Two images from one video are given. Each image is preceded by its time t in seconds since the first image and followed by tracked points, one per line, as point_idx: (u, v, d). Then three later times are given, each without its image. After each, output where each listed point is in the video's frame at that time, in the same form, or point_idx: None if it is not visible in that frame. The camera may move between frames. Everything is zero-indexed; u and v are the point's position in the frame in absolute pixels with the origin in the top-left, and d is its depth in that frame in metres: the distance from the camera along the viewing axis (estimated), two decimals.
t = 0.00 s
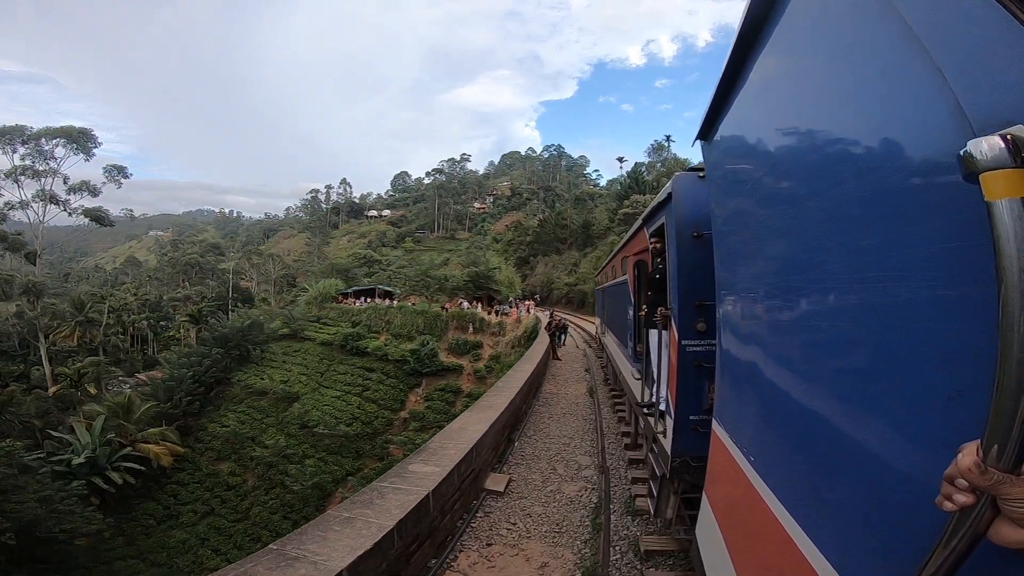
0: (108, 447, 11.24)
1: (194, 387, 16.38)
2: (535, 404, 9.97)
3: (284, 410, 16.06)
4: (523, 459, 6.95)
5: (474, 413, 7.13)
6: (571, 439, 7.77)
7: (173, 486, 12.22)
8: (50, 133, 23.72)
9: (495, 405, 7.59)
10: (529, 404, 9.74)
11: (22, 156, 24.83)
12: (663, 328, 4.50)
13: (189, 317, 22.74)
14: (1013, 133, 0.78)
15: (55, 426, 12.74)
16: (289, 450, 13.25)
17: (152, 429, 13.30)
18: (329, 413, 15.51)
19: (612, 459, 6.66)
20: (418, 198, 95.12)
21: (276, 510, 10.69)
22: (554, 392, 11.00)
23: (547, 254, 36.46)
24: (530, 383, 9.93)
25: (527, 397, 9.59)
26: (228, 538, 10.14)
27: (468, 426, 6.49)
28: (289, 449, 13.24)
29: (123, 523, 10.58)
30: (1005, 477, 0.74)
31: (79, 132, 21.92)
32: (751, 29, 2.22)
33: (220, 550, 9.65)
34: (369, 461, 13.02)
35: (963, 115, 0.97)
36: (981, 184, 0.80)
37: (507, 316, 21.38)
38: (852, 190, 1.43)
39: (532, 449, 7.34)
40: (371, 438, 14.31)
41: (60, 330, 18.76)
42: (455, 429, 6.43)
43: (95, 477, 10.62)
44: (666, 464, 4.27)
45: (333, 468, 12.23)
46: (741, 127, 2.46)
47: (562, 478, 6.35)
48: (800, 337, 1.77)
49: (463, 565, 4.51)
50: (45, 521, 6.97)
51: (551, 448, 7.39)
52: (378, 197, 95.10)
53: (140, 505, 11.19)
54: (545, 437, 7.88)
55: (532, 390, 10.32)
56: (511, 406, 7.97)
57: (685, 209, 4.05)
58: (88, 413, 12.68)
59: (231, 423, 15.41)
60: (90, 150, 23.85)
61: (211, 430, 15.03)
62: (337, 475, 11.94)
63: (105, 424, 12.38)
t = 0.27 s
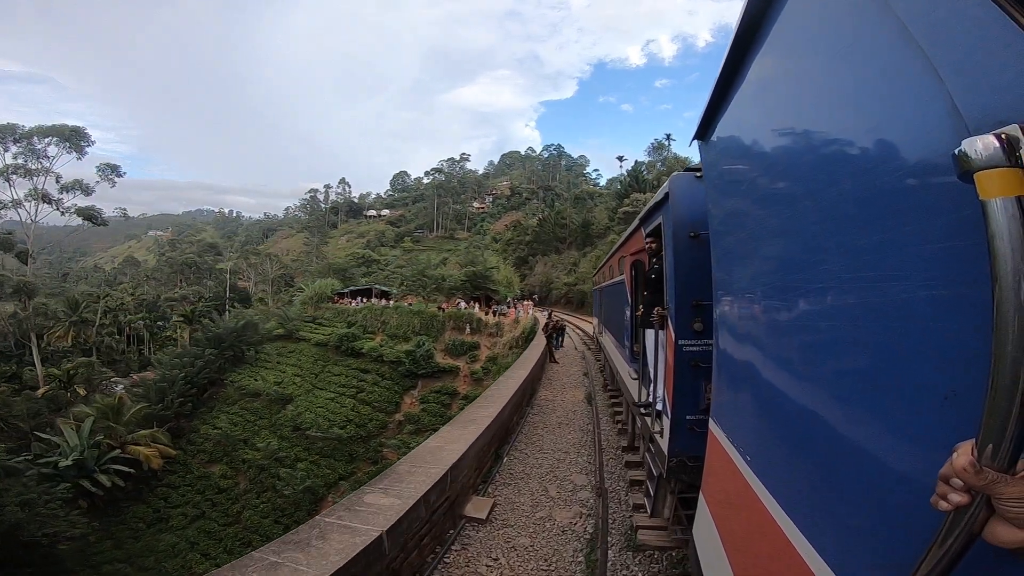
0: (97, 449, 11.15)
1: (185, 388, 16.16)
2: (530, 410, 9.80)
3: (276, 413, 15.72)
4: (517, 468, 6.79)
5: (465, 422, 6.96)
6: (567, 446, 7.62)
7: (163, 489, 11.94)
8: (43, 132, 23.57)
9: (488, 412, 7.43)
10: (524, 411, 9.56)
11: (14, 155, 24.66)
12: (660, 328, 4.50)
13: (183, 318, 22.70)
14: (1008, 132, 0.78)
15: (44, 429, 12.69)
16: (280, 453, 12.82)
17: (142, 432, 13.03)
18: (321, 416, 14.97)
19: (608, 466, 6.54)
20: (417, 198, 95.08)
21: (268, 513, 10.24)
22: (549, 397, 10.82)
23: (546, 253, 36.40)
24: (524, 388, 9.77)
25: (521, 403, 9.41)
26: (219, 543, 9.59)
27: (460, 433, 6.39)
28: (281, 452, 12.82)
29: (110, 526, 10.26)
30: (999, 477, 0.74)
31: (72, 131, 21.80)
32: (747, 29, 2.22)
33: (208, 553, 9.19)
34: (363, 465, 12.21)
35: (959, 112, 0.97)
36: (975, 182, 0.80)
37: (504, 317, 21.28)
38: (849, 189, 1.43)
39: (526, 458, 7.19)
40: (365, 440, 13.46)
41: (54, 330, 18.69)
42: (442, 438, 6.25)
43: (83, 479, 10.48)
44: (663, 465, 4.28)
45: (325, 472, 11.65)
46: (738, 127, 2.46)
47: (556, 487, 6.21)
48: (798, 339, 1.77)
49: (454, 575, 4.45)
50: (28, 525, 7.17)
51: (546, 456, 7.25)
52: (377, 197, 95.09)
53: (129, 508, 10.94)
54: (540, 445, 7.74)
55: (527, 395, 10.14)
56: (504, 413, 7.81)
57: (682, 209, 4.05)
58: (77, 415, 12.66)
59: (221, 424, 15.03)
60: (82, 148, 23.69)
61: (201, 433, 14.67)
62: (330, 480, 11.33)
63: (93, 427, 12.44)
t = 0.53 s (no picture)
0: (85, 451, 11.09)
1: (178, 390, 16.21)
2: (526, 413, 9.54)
3: (269, 414, 15.65)
4: (513, 474, 6.55)
5: (456, 428, 6.72)
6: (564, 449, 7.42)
7: (155, 491, 11.99)
8: (35, 131, 23.39)
9: (481, 417, 7.18)
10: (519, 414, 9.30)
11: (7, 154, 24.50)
12: (656, 328, 4.50)
13: (176, 318, 22.70)
14: (1005, 134, 0.78)
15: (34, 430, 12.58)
16: (273, 455, 12.78)
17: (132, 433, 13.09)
18: (314, 420, 14.83)
19: (605, 468, 6.35)
20: (416, 197, 95.08)
21: (260, 518, 10.18)
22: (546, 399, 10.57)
23: (545, 253, 36.37)
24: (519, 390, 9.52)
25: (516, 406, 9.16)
26: (209, 547, 9.64)
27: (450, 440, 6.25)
28: (273, 454, 12.78)
29: (99, 529, 10.36)
30: (992, 480, 0.74)
31: (64, 129, 21.66)
32: (745, 29, 2.22)
33: (199, 559, 9.17)
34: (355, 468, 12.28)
35: (955, 114, 0.97)
36: (971, 184, 0.80)
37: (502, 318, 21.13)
38: (846, 189, 1.43)
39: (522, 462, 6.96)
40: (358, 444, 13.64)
41: (49, 331, 18.60)
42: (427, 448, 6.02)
43: (71, 482, 10.45)
44: (659, 465, 4.28)
45: (317, 476, 11.71)
46: (735, 127, 2.46)
47: (554, 492, 5.98)
48: (796, 339, 1.75)
49: None
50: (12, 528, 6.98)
51: (542, 461, 7.01)
52: (376, 197, 95.11)
53: (119, 512, 11.01)
54: (536, 449, 7.51)
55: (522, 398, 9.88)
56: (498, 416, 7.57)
57: (679, 210, 4.05)
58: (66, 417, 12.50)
59: (214, 426, 15.01)
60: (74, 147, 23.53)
61: (194, 434, 14.71)
62: (322, 483, 11.37)
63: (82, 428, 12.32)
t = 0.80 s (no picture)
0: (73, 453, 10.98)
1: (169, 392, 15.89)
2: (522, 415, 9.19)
3: (262, 415, 15.42)
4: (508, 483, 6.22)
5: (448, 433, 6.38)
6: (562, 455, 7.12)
7: (145, 495, 11.92)
8: (28, 129, 23.22)
9: (474, 421, 6.85)
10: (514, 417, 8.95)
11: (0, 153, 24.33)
12: (654, 328, 4.50)
13: (168, 318, 22.30)
14: (997, 138, 0.78)
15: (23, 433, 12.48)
16: (264, 459, 12.49)
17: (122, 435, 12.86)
18: (308, 421, 14.71)
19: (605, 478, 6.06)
20: (415, 196, 95.10)
21: (251, 522, 9.90)
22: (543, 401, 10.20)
23: (544, 252, 36.31)
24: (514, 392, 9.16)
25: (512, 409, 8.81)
26: (199, 551, 9.49)
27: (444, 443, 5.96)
28: (264, 458, 12.44)
29: (86, 531, 10.30)
30: (982, 483, 0.75)
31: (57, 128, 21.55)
32: (742, 30, 2.21)
33: (187, 564, 8.97)
34: (349, 473, 11.79)
35: (950, 116, 0.97)
36: (964, 188, 0.80)
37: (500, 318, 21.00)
38: (842, 191, 1.43)
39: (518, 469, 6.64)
40: (352, 448, 13.24)
41: (43, 331, 18.49)
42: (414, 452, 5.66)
43: (58, 485, 10.33)
44: (656, 465, 4.28)
45: (308, 479, 11.19)
46: (732, 128, 2.46)
47: (553, 502, 5.69)
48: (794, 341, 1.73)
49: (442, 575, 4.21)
50: None
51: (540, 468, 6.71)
52: (375, 196, 95.11)
53: (108, 515, 10.91)
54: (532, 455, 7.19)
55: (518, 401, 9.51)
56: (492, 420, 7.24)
57: (676, 210, 4.06)
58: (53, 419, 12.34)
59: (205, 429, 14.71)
60: (67, 146, 23.41)
61: (185, 438, 14.52)
62: (313, 489, 10.85)
63: (71, 430, 12.17)
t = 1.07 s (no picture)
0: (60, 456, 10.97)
1: (162, 393, 15.79)
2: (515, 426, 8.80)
3: (255, 418, 15.14)
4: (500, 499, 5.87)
5: (435, 445, 6.05)
6: (557, 468, 6.76)
7: (134, 497, 12.01)
8: (21, 128, 23.09)
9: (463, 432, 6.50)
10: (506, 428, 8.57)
11: None
12: (652, 329, 4.49)
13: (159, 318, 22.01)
14: (996, 138, 0.78)
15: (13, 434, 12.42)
16: (256, 462, 12.17)
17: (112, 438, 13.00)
18: (299, 424, 14.16)
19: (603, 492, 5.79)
20: (415, 196, 95.12)
21: (241, 527, 9.64)
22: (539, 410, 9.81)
23: (544, 251, 36.24)
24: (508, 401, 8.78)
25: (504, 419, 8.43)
26: (188, 555, 9.47)
27: (428, 454, 5.68)
28: (255, 462, 12.13)
29: (75, 534, 10.33)
30: (978, 484, 0.75)
31: (48, 125, 21.37)
32: (739, 30, 2.21)
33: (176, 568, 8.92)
34: (342, 476, 11.20)
35: (944, 117, 0.97)
36: (961, 189, 0.80)
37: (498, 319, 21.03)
38: (837, 192, 1.43)
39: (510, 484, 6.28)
40: (346, 452, 12.80)
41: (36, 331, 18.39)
42: (397, 466, 5.38)
43: (46, 487, 10.30)
44: (654, 465, 4.28)
45: (299, 484, 10.69)
46: (729, 127, 2.45)
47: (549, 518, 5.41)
48: (792, 345, 1.72)
49: None
50: None
51: (535, 481, 6.42)
52: (374, 196, 95.13)
53: (96, 518, 10.96)
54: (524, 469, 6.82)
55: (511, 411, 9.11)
56: (482, 432, 6.88)
57: (674, 210, 4.06)
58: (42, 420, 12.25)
59: (196, 431, 14.70)
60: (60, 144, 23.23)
61: (176, 439, 14.55)
62: (305, 493, 10.27)
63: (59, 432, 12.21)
